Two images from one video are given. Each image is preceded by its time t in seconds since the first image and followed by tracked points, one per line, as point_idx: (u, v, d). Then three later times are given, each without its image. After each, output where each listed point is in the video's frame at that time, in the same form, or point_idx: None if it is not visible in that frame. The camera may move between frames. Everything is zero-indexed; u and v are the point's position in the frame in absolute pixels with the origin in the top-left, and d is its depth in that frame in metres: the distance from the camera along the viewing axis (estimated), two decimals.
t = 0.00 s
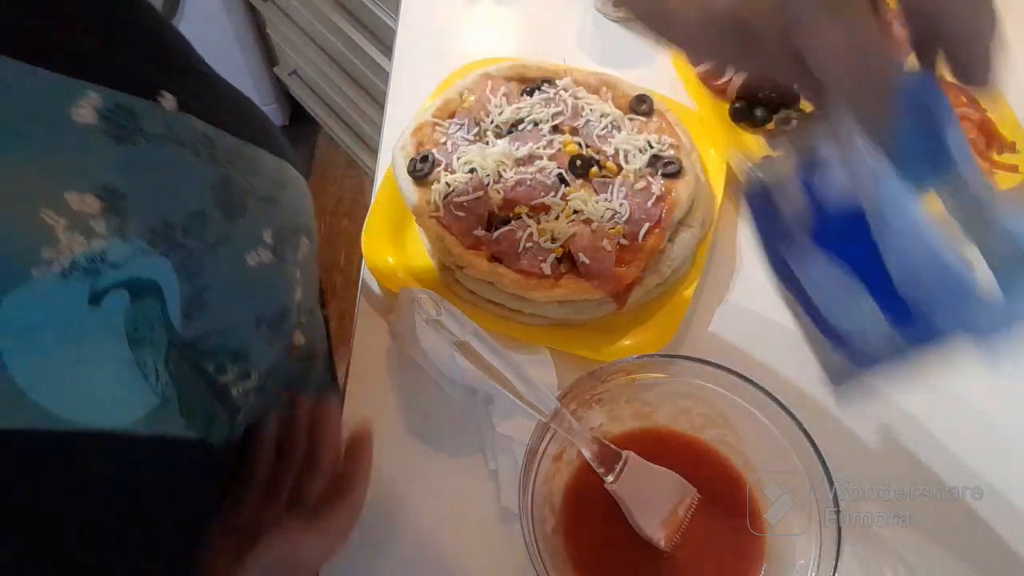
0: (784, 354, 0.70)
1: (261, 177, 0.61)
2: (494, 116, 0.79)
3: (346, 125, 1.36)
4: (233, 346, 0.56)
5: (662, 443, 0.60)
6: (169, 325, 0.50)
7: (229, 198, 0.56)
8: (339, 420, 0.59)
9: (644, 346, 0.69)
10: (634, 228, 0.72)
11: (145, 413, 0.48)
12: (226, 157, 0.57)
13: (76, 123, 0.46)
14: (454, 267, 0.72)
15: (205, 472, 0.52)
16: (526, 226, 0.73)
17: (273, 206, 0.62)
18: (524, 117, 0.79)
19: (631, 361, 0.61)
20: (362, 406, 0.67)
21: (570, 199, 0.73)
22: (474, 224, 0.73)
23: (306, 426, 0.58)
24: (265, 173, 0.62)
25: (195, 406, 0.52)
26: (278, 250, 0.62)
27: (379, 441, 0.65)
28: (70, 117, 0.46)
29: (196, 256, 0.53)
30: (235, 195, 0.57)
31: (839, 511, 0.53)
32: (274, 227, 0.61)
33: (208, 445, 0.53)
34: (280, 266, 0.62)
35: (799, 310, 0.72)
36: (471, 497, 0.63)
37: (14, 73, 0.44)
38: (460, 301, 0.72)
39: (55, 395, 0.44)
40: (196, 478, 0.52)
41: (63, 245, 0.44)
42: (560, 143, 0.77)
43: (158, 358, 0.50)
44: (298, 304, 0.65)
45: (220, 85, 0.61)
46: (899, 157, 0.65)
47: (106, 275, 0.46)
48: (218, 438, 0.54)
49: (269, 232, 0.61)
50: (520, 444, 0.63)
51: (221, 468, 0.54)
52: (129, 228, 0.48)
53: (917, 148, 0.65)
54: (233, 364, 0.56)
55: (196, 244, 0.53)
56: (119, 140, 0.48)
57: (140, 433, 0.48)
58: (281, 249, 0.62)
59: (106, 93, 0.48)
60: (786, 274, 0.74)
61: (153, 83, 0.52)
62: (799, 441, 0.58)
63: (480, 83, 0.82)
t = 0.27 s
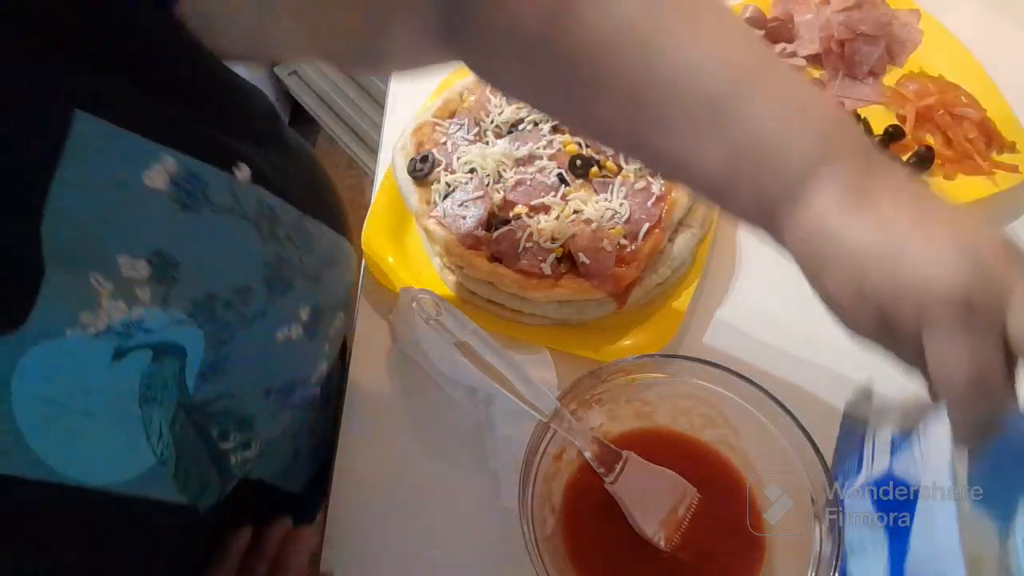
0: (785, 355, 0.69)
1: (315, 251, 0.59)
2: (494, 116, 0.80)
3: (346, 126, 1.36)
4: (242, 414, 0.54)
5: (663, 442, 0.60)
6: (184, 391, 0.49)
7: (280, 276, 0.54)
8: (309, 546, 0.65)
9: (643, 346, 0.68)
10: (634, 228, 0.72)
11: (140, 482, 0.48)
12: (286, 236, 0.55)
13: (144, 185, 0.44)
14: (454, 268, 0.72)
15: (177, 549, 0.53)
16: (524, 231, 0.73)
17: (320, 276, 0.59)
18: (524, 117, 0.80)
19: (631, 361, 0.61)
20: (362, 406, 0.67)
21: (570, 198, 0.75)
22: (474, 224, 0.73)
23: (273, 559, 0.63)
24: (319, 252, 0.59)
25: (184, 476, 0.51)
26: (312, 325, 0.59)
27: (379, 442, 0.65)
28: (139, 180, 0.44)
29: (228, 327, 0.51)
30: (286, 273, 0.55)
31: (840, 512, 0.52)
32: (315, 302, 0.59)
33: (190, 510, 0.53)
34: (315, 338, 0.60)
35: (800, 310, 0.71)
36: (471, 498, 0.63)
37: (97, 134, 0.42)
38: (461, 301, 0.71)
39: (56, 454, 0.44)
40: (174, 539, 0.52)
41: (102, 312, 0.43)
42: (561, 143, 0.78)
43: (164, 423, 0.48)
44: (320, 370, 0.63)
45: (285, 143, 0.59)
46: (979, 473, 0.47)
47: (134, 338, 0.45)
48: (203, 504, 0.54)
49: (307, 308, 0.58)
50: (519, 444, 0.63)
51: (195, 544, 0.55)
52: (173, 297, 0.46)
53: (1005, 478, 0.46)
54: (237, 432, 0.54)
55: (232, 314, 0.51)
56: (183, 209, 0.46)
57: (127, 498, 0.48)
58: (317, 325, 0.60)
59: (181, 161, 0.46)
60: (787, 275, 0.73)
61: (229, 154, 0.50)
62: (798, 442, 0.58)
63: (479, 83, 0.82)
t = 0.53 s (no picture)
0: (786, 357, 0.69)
1: (340, 278, 0.53)
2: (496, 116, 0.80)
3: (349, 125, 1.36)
4: (246, 432, 0.56)
5: (664, 442, 0.60)
6: (189, 409, 0.51)
7: (296, 307, 0.50)
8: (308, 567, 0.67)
9: (644, 346, 0.68)
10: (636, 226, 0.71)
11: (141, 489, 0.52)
12: (310, 267, 0.49)
13: (174, 216, 0.41)
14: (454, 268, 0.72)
15: (164, 551, 0.57)
16: (523, 233, 0.73)
17: (344, 303, 0.54)
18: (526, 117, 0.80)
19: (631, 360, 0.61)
20: (364, 405, 0.67)
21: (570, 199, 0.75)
22: (474, 224, 0.73)
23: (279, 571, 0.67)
24: (342, 276, 0.53)
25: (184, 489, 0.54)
26: (323, 356, 0.56)
27: (379, 442, 0.65)
28: (170, 212, 0.41)
29: (241, 355, 0.50)
30: (305, 307, 0.51)
31: (838, 510, 0.52)
32: (331, 331, 0.55)
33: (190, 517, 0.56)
34: (326, 366, 0.57)
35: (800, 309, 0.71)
36: (471, 499, 0.63)
37: (138, 161, 0.38)
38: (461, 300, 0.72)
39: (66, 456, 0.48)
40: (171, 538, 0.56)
41: (118, 338, 0.44)
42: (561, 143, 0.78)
43: (167, 439, 0.51)
44: (325, 397, 0.60)
45: (321, 160, 0.50)
46: None
47: (145, 362, 0.46)
48: (204, 517, 0.57)
49: (322, 337, 0.54)
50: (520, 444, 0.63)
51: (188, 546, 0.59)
52: (187, 326, 0.46)
53: None
54: (240, 450, 0.56)
55: (246, 343, 0.50)
56: (209, 236, 0.43)
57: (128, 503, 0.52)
58: (331, 353, 0.57)
59: (218, 192, 0.41)
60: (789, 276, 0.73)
61: (262, 184, 0.43)
62: (799, 441, 0.57)
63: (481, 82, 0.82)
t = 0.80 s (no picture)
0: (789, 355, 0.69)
1: (344, 265, 0.49)
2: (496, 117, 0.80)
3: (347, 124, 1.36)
4: (254, 415, 0.52)
5: (663, 442, 0.60)
6: (197, 390, 0.48)
7: (303, 292, 0.47)
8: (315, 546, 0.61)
9: (644, 346, 0.69)
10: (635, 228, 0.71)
11: (155, 480, 0.47)
12: (318, 251, 0.46)
13: (188, 205, 0.39)
14: (454, 268, 0.72)
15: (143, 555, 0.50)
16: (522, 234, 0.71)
17: (354, 286, 0.50)
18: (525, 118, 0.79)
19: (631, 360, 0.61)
20: (364, 405, 0.67)
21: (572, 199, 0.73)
22: (473, 225, 0.72)
23: (285, 552, 0.62)
24: (348, 258, 0.49)
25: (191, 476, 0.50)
26: (332, 338, 0.52)
27: (379, 442, 0.65)
28: (183, 198, 0.38)
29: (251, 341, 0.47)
30: (313, 288, 0.47)
31: (838, 510, 0.53)
32: (338, 315, 0.51)
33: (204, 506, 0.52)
34: (335, 348, 0.53)
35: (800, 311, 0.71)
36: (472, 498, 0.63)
37: (148, 153, 0.36)
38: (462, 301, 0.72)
39: (72, 449, 0.44)
40: (189, 531, 0.52)
41: (129, 319, 0.41)
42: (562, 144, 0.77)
43: (177, 423, 0.47)
44: (334, 381, 0.57)
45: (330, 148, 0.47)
46: None
47: (158, 346, 0.43)
48: (217, 500, 0.53)
49: (329, 322, 0.50)
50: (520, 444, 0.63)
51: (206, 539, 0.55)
52: (197, 310, 0.43)
53: None
54: (249, 432, 0.53)
55: (256, 328, 0.47)
56: (221, 224, 0.41)
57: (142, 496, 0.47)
58: (340, 336, 0.53)
59: (230, 178, 0.39)
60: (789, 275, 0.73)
61: (267, 168, 0.40)
62: (799, 441, 0.57)
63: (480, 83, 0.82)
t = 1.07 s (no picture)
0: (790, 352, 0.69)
1: (349, 212, 0.54)
2: (494, 116, 0.79)
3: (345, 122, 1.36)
4: (264, 360, 0.53)
5: (662, 442, 0.60)
6: (211, 331, 0.48)
7: (311, 228, 0.51)
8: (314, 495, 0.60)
9: (644, 346, 0.69)
10: (634, 227, 0.73)
11: (171, 417, 0.47)
12: (323, 189, 0.51)
13: (195, 129, 0.42)
14: (455, 268, 0.72)
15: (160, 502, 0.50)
16: (524, 233, 0.73)
17: (348, 234, 0.54)
18: (524, 117, 0.78)
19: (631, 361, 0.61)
20: (364, 405, 0.67)
21: (571, 199, 0.75)
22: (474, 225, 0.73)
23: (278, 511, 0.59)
24: (352, 205, 0.54)
25: (206, 421, 0.50)
26: (337, 282, 0.55)
27: (379, 442, 0.65)
28: (189, 122, 0.42)
29: (260, 274, 0.49)
30: (318, 223, 0.51)
31: (837, 511, 0.53)
32: (343, 259, 0.54)
33: (213, 450, 0.52)
34: (339, 294, 0.56)
35: (799, 310, 0.71)
36: (471, 496, 0.63)
37: (154, 83, 0.40)
38: (462, 301, 0.72)
39: (87, 381, 0.43)
40: (196, 475, 0.52)
41: (144, 233, 0.42)
42: (561, 143, 0.77)
43: (190, 360, 0.47)
44: (340, 334, 0.59)
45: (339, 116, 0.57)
46: None
47: (171, 267, 0.44)
48: (227, 441, 0.53)
49: (333, 264, 0.54)
50: (520, 443, 0.63)
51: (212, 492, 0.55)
52: (209, 232, 0.45)
53: None
54: (259, 376, 0.53)
55: (263, 261, 0.48)
56: (224, 151, 0.44)
57: (157, 430, 0.47)
58: (342, 283, 0.56)
59: (231, 107, 0.43)
60: (790, 274, 0.73)
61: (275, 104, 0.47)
62: (800, 441, 0.57)
63: (480, 82, 0.81)
